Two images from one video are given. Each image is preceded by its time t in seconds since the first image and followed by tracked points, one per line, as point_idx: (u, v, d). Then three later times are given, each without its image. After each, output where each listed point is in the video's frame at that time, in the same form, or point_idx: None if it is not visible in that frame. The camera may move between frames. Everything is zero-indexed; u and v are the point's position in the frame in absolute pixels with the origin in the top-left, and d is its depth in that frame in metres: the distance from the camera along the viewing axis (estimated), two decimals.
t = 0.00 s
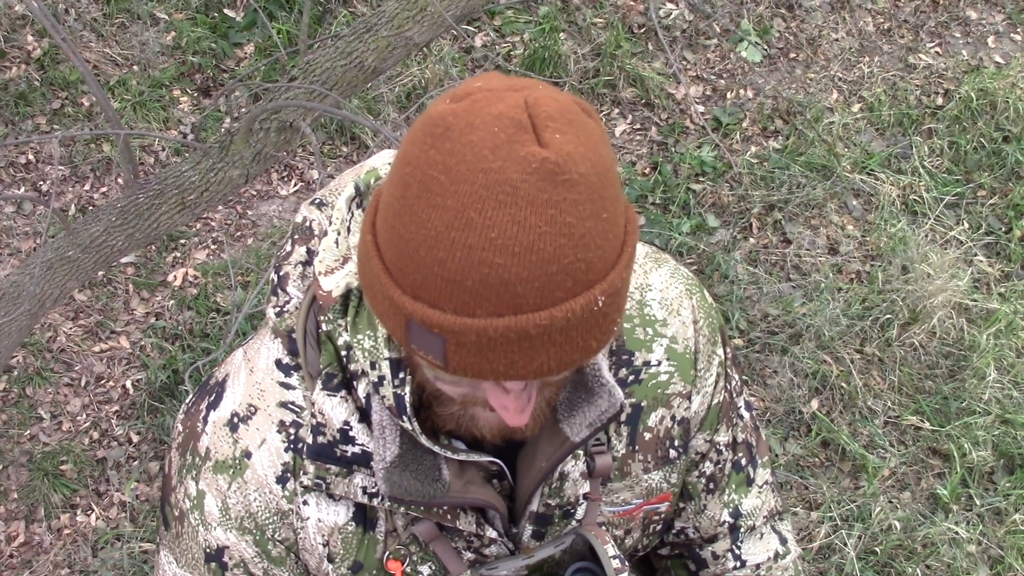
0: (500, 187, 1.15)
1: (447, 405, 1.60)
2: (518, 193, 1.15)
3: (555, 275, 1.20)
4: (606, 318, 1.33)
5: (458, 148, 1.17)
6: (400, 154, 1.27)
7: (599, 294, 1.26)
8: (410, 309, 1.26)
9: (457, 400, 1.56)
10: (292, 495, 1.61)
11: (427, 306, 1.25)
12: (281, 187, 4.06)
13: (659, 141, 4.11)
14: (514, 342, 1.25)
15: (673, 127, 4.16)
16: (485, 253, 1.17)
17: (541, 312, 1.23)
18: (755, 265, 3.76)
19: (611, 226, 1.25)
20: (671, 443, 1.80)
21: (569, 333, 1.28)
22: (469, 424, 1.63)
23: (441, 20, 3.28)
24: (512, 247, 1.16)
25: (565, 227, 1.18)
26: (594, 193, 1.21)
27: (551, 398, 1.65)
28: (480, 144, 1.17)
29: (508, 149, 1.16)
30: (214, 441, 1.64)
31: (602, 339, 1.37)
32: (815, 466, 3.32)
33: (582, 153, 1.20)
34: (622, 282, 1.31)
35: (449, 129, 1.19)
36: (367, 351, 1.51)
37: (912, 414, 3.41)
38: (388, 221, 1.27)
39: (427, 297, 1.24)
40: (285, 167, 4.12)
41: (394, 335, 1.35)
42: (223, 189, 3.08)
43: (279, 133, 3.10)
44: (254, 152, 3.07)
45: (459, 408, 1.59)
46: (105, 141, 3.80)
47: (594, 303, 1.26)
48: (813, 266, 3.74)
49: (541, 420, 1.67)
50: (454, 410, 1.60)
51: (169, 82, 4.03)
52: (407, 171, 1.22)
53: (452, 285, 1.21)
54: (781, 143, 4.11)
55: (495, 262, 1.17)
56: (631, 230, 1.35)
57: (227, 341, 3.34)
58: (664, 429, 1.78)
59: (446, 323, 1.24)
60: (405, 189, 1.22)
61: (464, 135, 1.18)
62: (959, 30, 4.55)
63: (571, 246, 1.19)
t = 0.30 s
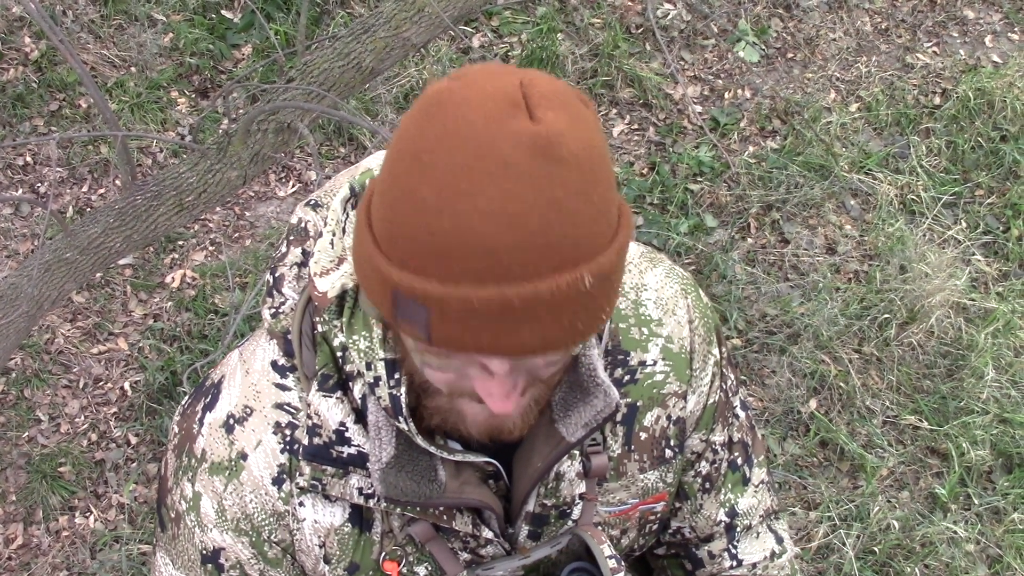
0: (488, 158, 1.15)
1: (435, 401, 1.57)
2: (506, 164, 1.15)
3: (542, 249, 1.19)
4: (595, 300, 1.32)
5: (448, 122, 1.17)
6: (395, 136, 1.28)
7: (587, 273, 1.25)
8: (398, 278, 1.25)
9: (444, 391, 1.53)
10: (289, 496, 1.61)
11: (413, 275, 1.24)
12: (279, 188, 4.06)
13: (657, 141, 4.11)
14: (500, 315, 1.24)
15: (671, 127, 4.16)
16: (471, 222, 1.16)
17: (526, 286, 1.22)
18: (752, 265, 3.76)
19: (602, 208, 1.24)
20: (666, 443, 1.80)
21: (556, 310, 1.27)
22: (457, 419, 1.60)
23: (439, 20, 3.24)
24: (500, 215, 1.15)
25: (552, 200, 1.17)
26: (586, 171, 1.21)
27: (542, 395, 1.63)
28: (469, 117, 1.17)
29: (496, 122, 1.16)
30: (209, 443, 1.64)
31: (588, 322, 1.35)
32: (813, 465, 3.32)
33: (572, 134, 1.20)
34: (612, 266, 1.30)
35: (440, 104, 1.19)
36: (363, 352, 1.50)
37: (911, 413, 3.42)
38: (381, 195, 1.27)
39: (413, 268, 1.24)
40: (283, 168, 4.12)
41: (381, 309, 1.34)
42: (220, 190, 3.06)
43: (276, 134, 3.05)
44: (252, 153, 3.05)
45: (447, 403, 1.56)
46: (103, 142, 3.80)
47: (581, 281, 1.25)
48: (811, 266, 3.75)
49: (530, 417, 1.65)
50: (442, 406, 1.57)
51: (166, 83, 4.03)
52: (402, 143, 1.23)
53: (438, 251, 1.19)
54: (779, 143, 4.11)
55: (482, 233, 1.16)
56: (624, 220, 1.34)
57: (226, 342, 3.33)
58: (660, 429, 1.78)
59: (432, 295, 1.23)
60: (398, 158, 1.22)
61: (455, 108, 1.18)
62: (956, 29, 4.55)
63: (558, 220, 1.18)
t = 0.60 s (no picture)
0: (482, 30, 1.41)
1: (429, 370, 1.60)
2: (496, 34, 1.40)
3: (531, 94, 1.38)
4: (586, 172, 1.44)
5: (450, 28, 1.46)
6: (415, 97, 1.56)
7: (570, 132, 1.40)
8: (401, 137, 1.41)
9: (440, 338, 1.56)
10: (292, 513, 1.61)
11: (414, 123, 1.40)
12: (279, 189, 4.06)
13: (657, 141, 4.11)
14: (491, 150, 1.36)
15: (670, 127, 4.16)
16: (468, 63, 1.37)
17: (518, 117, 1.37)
18: (752, 265, 3.76)
19: (583, 96, 1.45)
20: (672, 459, 1.80)
21: (547, 160, 1.39)
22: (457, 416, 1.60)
23: (438, 21, 3.25)
24: (497, 55, 1.37)
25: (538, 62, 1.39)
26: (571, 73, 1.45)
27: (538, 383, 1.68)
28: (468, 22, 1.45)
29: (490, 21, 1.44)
30: (213, 458, 1.66)
31: (575, 204, 1.45)
32: (813, 466, 3.32)
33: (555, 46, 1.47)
34: (597, 156, 1.45)
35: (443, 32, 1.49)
36: (385, 358, 1.53)
37: (911, 414, 3.41)
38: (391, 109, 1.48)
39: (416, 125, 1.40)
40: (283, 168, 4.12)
41: (386, 203, 1.48)
42: (221, 191, 3.06)
43: (276, 133, 3.01)
44: (252, 154, 3.04)
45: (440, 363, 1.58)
46: (103, 142, 3.80)
47: (570, 135, 1.40)
48: (811, 266, 3.75)
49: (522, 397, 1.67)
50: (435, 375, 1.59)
51: (166, 84, 4.03)
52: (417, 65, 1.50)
53: (440, 86, 1.38)
54: (779, 143, 4.10)
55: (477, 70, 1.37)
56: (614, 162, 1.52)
57: (226, 342, 3.34)
58: (665, 445, 1.78)
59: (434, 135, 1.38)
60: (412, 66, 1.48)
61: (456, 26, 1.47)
62: (956, 28, 4.55)
63: (546, 71, 1.39)
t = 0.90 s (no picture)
0: (507, 14, 1.45)
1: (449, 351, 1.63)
2: (521, 18, 1.44)
3: (559, 73, 1.41)
4: (609, 151, 1.48)
5: (472, 12, 1.50)
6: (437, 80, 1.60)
7: (597, 113, 1.44)
8: (429, 114, 1.43)
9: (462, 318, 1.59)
10: (305, 496, 1.59)
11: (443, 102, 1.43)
12: (280, 190, 4.06)
13: (659, 142, 4.11)
14: (521, 124, 1.39)
15: (672, 128, 4.16)
16: (496, 45, 1.41)
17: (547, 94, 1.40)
18: (754, 266, 3.76)
19: (604, 79, 1.49)
20: (677, 451, 1.81)
21: (574, 138, 1.43)
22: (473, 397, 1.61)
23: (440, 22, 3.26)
24: (525, 37, 1.41)
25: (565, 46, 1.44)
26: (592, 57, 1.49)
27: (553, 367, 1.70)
28: (491, 6, 1.49)
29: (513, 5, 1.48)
30: (224, 442, 1.63)
31: (603, 183, 1.49)
32: (815, 467, 3.32)
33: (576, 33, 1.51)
34: (619, 136, 1.50)
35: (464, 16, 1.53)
36: (401, 337, 1.53)
37: (912, 415, 3.42)
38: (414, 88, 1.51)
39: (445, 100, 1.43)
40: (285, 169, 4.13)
41: (412, 179, 1.51)
42: (223, 191, 3.07)
43: (277, 135, 3.05)
44: (253, 154, 3.05)
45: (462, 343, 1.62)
46: (105, 143, 3.80)
47: (595, 114, 1.44)
48: (813, 267, 3.75)
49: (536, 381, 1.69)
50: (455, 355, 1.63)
51: (168, 85, 4.02)
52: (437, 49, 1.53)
53: (470, 65, 1.41)
54: (780, 144, 4.10)
55: (505, 50, 1.40)
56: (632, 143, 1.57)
57: (227, 343, 3.34)
58: (670, 437, 1.79)
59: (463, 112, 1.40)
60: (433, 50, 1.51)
61: (479, 11, 1.51)
62: (958, 30, 4.55)
63: (573, 54, 1.44)
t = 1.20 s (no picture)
0: (503, 13, 1.43)
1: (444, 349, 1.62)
2: (517, 17, 1.42)
3: (555, 75, 1.40)
4: (605, 153, 1.46)
5: (469, 10, 1.48)
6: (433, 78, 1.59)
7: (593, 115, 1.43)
8: (424, 115, 1.42)
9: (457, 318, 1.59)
10: (303, 493, 1.59)
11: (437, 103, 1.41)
12: (279, 190, 4.06)
13: (658, 142, 4.11)
14: (516, 125, 1.38)
15: (671, 128, 4.16)
16: (492, 45, 1.39)
17: (542, 95, 1.39)
18: (752, 266, 3.76)
19: (599, 80, 1.48)
20: (672, 443, 1.81)
21: (569, 139, 1.41)
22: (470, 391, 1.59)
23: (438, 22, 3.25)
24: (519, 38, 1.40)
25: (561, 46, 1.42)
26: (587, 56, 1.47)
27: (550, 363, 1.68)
28: (487, 4, 1.47)
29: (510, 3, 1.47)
30: (222, 440, 1.63)
31: (597, 186, 1.47)
32: (814, 466, 3.32)
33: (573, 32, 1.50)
34: (614, 138, 1.48)
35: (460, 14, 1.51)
36: (397, 334, 1.53)
37: (911, 415, 3.42)
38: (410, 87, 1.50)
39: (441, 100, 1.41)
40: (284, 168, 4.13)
41: (407, 179, 1.49)
42: (221, 191, 3.06)
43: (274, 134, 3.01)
44: (251, 154, 3.04)
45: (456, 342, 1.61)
46: (103, 144, 3.79)
47: (591, 116, 1.43)
48: (812, 267, 3.75)
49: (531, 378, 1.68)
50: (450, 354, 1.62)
51: (166, 85, 4.02)
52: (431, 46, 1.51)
53: (465, 66, 1.39)
54: (779, 144, 4.10)
55: (501, 50, 1.39)
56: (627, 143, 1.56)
57: (226, 343, 3.34)
58: (666, 429, 1.79)
59: (458, 113, 1.39)
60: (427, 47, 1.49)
61: (475, 9, 1.49)
62: (956, 30, 4.55)
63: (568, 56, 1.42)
